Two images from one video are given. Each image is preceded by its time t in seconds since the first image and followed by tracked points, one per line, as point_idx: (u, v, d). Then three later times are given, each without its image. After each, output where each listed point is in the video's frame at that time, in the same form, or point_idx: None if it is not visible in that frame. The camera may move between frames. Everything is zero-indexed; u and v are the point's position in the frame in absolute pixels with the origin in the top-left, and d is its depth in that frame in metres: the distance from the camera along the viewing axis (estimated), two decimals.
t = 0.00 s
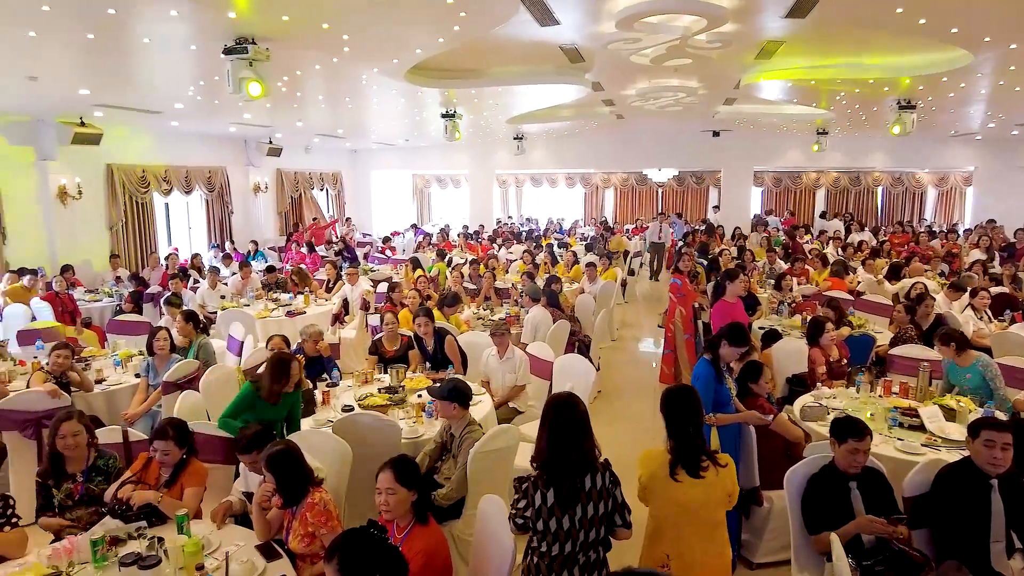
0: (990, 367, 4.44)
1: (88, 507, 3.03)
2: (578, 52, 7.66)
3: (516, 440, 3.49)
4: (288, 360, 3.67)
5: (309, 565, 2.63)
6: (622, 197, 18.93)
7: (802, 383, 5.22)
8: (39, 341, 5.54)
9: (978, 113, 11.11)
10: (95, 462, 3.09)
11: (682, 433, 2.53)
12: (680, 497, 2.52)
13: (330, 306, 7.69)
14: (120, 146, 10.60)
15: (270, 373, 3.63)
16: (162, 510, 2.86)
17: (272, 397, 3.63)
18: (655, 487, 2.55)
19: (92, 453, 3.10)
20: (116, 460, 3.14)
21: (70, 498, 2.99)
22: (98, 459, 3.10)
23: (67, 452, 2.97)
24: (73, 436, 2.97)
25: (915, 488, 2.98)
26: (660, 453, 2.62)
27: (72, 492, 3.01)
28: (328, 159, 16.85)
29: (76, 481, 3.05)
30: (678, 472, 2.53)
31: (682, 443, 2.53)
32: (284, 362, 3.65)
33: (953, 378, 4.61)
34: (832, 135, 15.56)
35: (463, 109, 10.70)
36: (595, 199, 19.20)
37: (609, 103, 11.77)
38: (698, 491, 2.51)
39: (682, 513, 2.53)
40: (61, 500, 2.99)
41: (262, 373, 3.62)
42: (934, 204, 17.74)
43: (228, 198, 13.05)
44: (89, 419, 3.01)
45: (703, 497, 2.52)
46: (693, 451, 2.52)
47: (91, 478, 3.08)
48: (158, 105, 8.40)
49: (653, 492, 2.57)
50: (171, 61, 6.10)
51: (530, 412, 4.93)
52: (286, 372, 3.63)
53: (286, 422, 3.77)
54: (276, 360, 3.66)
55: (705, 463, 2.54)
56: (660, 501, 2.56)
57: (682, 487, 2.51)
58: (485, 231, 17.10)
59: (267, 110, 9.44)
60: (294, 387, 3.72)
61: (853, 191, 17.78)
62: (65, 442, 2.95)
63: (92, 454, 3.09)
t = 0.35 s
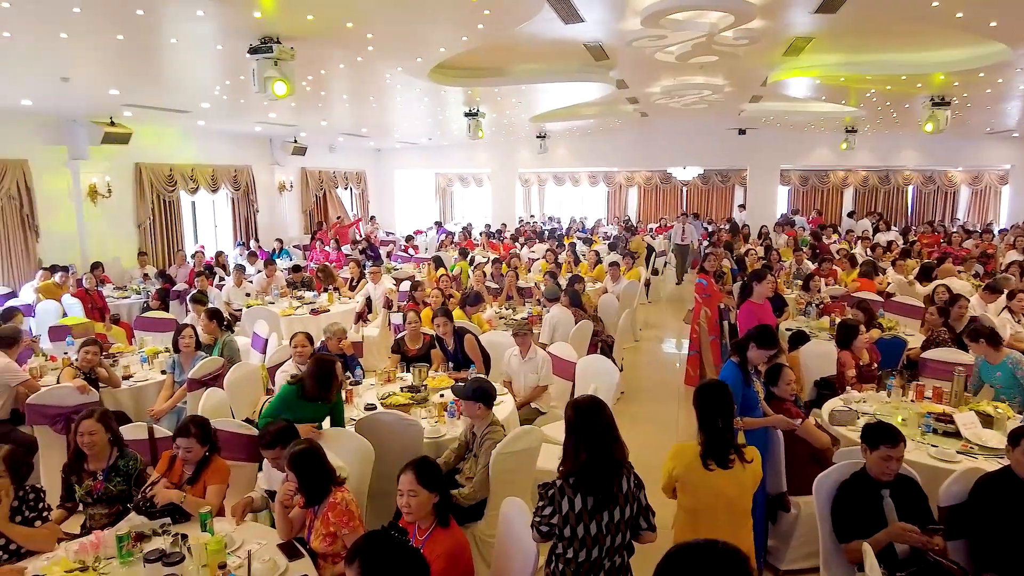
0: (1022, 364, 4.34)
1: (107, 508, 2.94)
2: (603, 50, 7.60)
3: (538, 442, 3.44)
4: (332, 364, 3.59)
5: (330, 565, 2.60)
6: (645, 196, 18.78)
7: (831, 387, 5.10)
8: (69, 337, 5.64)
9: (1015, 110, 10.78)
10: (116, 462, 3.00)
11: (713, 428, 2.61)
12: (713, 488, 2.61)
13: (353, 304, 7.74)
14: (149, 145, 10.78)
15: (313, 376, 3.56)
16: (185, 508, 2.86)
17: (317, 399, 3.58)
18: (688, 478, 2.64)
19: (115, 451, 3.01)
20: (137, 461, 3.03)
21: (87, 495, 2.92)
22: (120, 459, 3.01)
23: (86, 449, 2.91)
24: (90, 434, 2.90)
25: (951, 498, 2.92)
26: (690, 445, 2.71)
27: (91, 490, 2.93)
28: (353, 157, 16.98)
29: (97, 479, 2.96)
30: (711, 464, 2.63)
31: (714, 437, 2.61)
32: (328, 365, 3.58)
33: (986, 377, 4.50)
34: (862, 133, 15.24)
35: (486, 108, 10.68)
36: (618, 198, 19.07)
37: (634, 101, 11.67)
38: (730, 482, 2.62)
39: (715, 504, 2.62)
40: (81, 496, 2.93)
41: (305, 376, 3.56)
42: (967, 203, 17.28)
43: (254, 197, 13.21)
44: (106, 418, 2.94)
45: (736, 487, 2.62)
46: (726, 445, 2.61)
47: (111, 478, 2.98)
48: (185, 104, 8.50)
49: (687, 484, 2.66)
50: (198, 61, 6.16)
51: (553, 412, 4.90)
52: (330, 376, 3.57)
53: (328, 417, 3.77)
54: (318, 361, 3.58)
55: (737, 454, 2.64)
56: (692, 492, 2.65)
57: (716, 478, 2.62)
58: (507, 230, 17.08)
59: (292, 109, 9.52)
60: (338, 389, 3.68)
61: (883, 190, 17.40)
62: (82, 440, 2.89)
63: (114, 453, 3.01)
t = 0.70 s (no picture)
0: None
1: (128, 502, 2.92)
2: (630, 45, 7.51)
3: (563, 440, 3.38)
4: (373, 357, 3.56)
5: (354, 561, 2.59)
6: (672, 194, 18.59)
7: (865, 388, 4.96)
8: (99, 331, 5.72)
9: None
10: (132, 456, 2.97)
11: (748, 409, 2.74)
12: (744, 464, 2.79)
13: (378, 300, 7.76)
14: (179, 142, 10.93)
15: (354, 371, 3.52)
16: (211, 500, 2.86)
17: (358, 396, 3.52)
18: (720, 453, 2.83)
19: (130, 445, 2.97)
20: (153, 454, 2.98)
21: (108, 489, 2.92)
22: (137, 454, 2.97)
23: (101, 442, 2.89)
24: (104, 427, 2.87)
25: (997, 504, 2.81)
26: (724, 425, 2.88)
27: (111, 483, 2.92)
28: (379, 156, 17.08)
29: (115, 473, 2.95)
30: (741, 444, 2.80)
31: (749, 418, 2.76)
32: (369, 359, 3.55)
33: None
34: (895, 130, 14.89)
35: (511, 105, 10.65)
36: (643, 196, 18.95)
37: (660, 98, 11.53)
38: (762, 461, 2.79)
39: (743, 479, 2.80)
40: (101, 489, 2.93)
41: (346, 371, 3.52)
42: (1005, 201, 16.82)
43: (281, 194, 13.36)
44: (120, 411, 2.89)
45: (764, 465, 2.79)
46: (759, 425, 2.76)
47: (128, 472, 2.95)
48: (214, 101, 8.59)
49: (721, 461, 2.84)
50: (226, 57, 6.20)
51: (578, 411, 4.83)
52: (372, 371, 3.54)
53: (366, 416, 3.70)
54: (360, 357, 3.55)
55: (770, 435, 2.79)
56: (722, 467, 2.84)
57: (747, 456, 2.79)
58: (532, 228, 17.04)
59: (319, 107, 9.59)
60: (377, 386, 3.63)
61: (916, 188, 16.99)
62: (96, 433, 2.86)
63: (130, 447, 2.98)
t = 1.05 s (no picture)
0: None
1: (146, 489, 2.91)
2: (655, 35, 7.37)
3: (587, 435, 3.29)
4: (408, 346, 3.43)
5: (374, 555, 2.54)
6: (695, 190, 18.34)
7: (898, 386, 4.80)
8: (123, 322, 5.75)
9: None
10: (146, 445, 2.95)
11: (773, 384, 2.73)
12: (777, 443, 2.72)
13: (400, 294, 7.73)
14: (203, 136, 11.01)
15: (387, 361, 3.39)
16: (232, 491, 2.82)
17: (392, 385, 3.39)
18: (749, 436, 2.77)
19: (144, 433, 2.96)
20: (169, 442, 2.97)
21: (125, 478, 2.90)
22: (150, 442, 2.95)
23: (117, 432, 2.87)
24: (122, 417, 2.86)
25: None
26: (753, 409, 2.84)
27: (127, 473, 2.90)
28: (400, 151, 17.09)
29: (131, 462, 2.94)
30: (773, 420, 2.73)
31: (777, 395, 2.72)
32: (402, 348, 3.42)
33: None
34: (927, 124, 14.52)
35: (533, 98, 10.54)
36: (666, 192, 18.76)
37: (685, 91, 11.34)
38: (795, 439, 2.71)
39: (777, 462, 2.74)
40: (118, 479, 2.91)
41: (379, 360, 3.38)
42: None
43: (304, 189, 13.42)
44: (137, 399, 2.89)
45: (795, 446, 2.72)
46: (787, 402, 2.71)
47: (144, 461, 2.93)
48: (237, 95, 8.63)
49: (754, 445, 2.76)
50: (249, 50, 6.20)
51: (602, 406, 4.74)
52: (406, 360, 3.41)
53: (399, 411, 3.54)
54: (392, 345, 3.42)
55: (799, 413, 2.74)
56: (752, 450, 2.77)
57: (779, 435, 2.72)
58: (553, 224, 16.93)
59: (341, 100, 9.57)
60: (411, 375, 3.50)
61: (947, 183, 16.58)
62: (114, 423, 2.84)
63: (144, 436, 2.96)
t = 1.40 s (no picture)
0: None
1: (161, 478, 2.88)
2: (676, 22, 7.21)
3: (608, 428, 3.21)
4: (438, 338, 3.37)
5: (391, 545, 2.50)
6: (714, 181, 18.14)
7: (926, 380, 4.66)
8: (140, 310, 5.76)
9: None
10: (157, 433, 2.92)
11: (783, 367, 2.69)
12: (795, 427, 2.68)
13: (415, 285, 7.69)
14: (220, 126, 11.02)
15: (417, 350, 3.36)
16: (246, 479, 2.78)
17: (422, 375, 3.38)
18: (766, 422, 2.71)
19: (157, 422, 2.94)
20: (181, 428, 2.96)
21: (139, 467, 2.87)
22: (163, 429, 2.93)
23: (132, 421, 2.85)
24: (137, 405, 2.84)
25: None
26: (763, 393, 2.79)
27: (140, 461, 2.88)
28: (416, 142, 17.05)
29: (144, 450, 2.91)
30: (788, 404, 2.69)
31: (788, 378, 2.69)
32: (432, 338, 3.36)
33: None
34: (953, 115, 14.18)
35: (550, 87, 10.42)
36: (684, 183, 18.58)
37: (705, 81, 11.15)
38: (810, 421, 2.68)
39: (797, 447, 2.70)
40: (133, 468, 2.89)
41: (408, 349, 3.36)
42: None
43: (320, 180, 13.43)
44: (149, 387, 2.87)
45: (812, 426, 2.69)
46: (801, 384, 2.68)
47: (157, 449, 2.91)
48: (254, 85, 8.61)
49: (772, 430, 2.70)
50: (265, 37, 6.15)
51: (621, 398, 4.65)
52: (433, 350, 3.36)
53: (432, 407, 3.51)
54: (425, 334, 3.38)
55: (812, 395, 2.69)
56: (769, 435, 2.71)
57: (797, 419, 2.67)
58: (569, 216, 16.81)
59: (357, 90, 9.53)
60: (438, 367, 3.45)
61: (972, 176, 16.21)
62: (127, 411, 2.82)
63: (156, 425, 2.94)
